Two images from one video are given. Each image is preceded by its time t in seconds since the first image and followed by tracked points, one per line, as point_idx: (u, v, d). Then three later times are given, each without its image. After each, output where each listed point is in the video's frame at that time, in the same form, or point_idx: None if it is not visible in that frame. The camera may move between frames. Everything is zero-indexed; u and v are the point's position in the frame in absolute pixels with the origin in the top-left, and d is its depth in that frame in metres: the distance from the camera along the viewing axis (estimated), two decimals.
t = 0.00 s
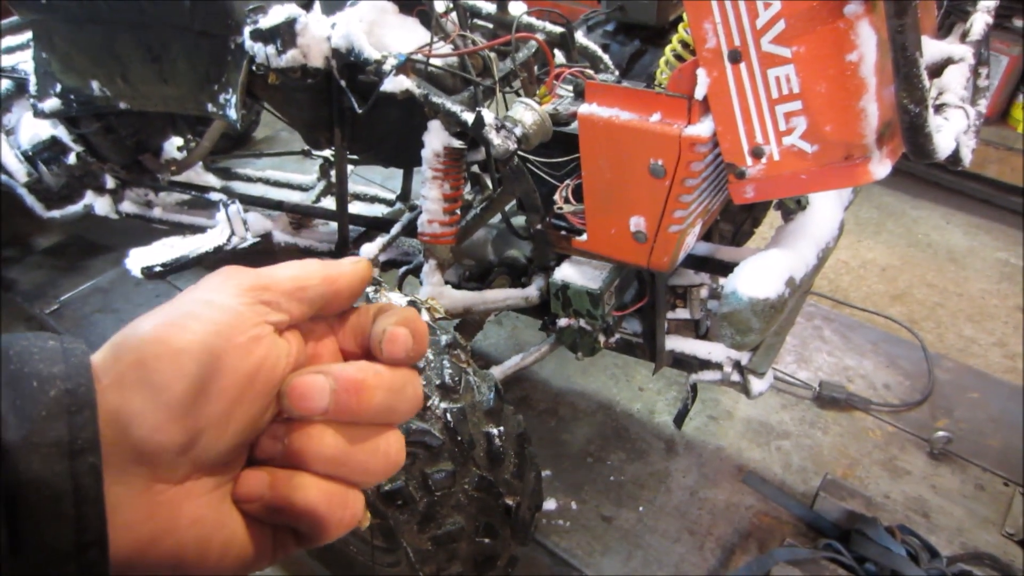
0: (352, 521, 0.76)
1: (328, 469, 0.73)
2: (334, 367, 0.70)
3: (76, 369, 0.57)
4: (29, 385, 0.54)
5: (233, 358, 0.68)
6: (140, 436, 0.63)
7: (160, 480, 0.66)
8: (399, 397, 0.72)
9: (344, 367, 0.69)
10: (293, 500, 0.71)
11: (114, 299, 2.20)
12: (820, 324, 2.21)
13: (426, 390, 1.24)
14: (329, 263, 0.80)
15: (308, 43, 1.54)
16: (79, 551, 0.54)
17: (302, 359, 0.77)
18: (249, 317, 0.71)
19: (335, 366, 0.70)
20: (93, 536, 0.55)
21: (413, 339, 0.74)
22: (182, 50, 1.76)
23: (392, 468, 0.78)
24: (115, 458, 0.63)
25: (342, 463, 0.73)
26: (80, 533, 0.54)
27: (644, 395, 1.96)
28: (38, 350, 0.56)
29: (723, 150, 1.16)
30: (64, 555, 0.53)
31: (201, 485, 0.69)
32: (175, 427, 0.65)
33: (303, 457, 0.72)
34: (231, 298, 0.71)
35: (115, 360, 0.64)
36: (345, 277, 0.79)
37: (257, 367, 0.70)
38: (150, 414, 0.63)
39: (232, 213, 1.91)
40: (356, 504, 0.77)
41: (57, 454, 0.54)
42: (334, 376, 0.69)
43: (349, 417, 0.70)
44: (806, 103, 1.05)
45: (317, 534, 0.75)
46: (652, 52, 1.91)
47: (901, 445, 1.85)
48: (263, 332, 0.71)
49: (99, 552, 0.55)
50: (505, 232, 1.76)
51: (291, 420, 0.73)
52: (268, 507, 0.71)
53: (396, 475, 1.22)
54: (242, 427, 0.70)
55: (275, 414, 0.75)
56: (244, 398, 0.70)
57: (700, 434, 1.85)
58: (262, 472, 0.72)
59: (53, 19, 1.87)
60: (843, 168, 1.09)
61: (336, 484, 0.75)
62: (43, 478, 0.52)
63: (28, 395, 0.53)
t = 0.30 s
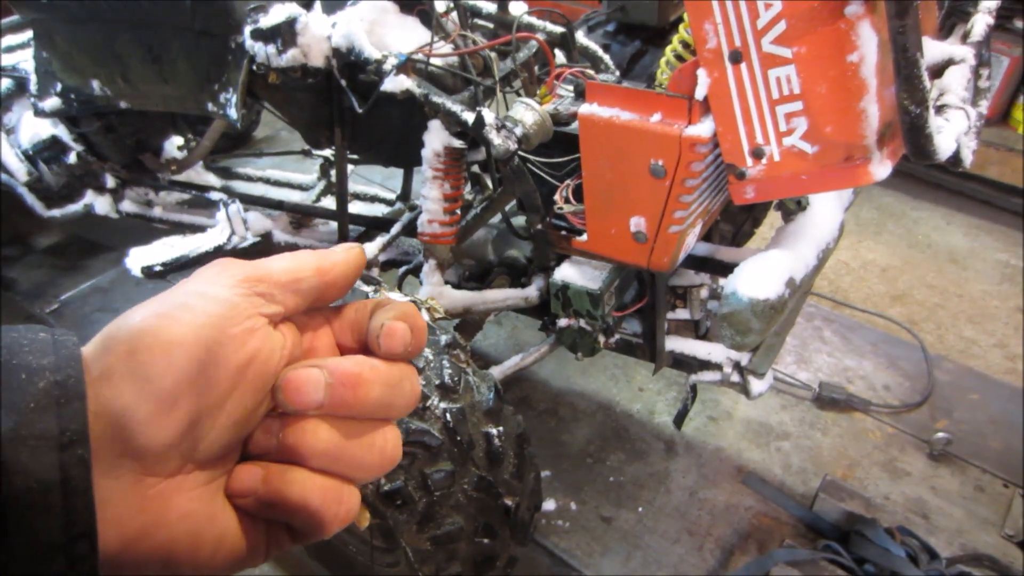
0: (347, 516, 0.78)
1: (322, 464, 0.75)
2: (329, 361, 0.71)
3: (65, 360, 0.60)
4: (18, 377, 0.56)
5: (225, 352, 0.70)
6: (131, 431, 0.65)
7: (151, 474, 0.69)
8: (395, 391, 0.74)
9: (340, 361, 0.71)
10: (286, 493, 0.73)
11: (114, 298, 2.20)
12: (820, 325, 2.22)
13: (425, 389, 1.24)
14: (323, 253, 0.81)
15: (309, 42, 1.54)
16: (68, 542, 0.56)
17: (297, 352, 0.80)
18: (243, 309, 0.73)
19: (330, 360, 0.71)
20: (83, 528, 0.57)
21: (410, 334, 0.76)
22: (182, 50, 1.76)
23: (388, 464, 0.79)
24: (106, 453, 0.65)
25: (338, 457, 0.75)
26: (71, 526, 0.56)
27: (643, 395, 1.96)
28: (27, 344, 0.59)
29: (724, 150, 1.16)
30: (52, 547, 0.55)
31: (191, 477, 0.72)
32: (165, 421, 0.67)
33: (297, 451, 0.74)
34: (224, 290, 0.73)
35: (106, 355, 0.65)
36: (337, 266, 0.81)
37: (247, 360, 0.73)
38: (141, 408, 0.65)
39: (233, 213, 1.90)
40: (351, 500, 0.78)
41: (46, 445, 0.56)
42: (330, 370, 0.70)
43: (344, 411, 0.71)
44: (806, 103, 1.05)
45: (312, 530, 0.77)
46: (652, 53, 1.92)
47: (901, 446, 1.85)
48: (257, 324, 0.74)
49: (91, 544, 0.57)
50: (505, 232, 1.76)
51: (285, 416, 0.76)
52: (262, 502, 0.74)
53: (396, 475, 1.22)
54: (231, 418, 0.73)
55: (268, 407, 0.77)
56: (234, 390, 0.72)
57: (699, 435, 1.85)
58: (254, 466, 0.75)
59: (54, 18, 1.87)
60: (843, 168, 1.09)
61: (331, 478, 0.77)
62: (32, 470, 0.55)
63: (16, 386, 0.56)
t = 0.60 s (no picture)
0: (297, 480, 0.75)
1: (266, 430, 0.71)
2: (266, 326, 0.68)
3: None
4: None
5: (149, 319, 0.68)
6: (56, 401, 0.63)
7: (82, 446, 0.65)
8: (334, 354, 0.71)
9: (276, 325, 0.68)
10: (231, 457, 0.70)
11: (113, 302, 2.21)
12: (818, 326, 2.22)
13: (422, 393, 1.25)
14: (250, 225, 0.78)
15: (306, 47, 1.55)
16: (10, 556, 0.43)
17: (232, 322, 0.77)
18: (169, 279, 0.71)
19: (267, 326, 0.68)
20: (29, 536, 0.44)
21: (351, 298, 0.72)
22: (180, 54, 1.77)
23: (336, 428, 0.75)
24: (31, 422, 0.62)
25: (281, 424, 0.71)
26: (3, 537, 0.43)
27: (641, 397, 1.96)
28: None
29: (718, 153, 1.16)
30: None
31: (124, 450, 0.69)
32: (91, 393, 0.65)
33: (239, 418, 0.70)
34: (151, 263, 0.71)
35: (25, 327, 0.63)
36: (269, 238, 0.77)
37: (175, 328, 0.70)
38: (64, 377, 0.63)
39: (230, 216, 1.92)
40: (299, 464, 0.75)
41: None
42: (266, 335, 0.67)
43: (284, 376, 0.68)
44: (799, 107, 1.05)
45: (263, 494, 0.75)
46: (649, 55, 1.92)
47: (899, 447, 1.85)
48: (184, 293, 0.71)
49: (32, 558, 0.44)
50: (502, 236, 1.78)
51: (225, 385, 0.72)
52: (205, 471, 0.72)
53: (394, 479, 1.23)
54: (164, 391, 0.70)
55: (205, 379, 0.74)
56: (164, 361, 0.69)
57: (697, 436, 1.86)
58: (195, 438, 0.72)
59: (52, 23, 1.87)
60: (837, 171, 1.09)
61: (274, 444, 0.73)
62: None
63: None
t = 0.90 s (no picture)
0: (292, 464, 0.76)
1: (261, 415, 0.71)
2: (258, 312, 0.68)
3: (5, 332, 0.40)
4: None
5: (145, 305, 0.68)
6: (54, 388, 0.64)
7: (79, 431, 0.66)
8: (326, 341, 0.72)
9: (268, 311, 0.68)
10: (226, 445, 0.70)
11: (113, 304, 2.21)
12: (819, 330, 2.21)
13: (423, 396, 1.25)
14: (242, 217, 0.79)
15: (308, 50, 1.55)
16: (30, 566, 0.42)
17: (226, 310, 0.78)
18: (164, 266, 0.71)
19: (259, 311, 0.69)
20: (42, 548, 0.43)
21: (341, 283, 0.74)
22: (182, 57, 1.77)
23: (329, 411, 0.76)
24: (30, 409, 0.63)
25: (275, 408, 0.72)
26: (2, 526, 0.40)
27: (642, 401, 1.96)
28: None
29: (720, 157, 1.16)
30: None
31: (121, 435, 0.70)
32: (87, 381, 0.66)
33: (233, 404, 0.70)
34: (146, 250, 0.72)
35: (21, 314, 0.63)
36: (260, 233, 0.79)
37: (171, 315, 0.71)
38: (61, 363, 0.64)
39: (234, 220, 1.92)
40: (294, 448, 0.75)
41: None
42: (259, 320, 0.67)
43: (277, 361, 0.69)
44: (802, 112, 1.05)
45: (258, 478, 0.76)
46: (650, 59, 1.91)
47: (899, 451, 1.85)
48: (179, 280, 0.72)
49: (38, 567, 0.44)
50: (503, 239, 1.80)
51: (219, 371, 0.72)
52: (202, 457, 0.72)
53: (394, 483, 1.23)
54: (159, 377, 0.70)
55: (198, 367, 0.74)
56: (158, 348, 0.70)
57: (697, 441, 1.85)
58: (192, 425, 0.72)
59: (54, 24, 1.87)
60: (839, 176, 1.09)
61: (269, 430, 0.73)
62: None
63: None
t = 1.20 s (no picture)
0: (297, 461, 0.75)
1: (265, 412, 0.71)
2: (263, 309, 0.68)
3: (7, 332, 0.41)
4: None
5: (149, 301, 0.69)
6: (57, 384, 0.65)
7: (82, 426, 0.66)
8: (332, 337, 0.71)
9: (271, 307, 0.68)
10: (230, 441, 0.69)
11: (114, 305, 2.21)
12: (819, 333, 2.22)
13: (424, 399, 1.25)
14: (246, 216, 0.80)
15: (309, 52, 1.55)
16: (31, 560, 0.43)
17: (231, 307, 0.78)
18: (167, 262, 0.72)
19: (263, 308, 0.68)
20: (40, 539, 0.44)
21: (346, 279, 0.74)
22: (184, 59, 1.78)
23: (334, 407, 0.76)
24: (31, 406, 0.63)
25: (281, 404, 0.71)
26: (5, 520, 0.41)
27: (642, 404, 1.96)
28: None
29: (721, 161, 1.16)
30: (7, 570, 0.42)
31: (125, 431, 0.69)
32: (91, 377, 0.66)
33: (238, 400, 0.70)
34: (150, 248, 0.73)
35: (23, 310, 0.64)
36: (264, 231, 0.79)
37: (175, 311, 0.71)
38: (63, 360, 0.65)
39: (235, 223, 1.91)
40: (299, 446, 0.74)
41: None
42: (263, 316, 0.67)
43: (281, 357, 0.69)
44: (803, 116, 1.05)
45: (263, 475, 0.75)
46: (651, 62, 1.92)
47: (899, 455, 1.85)
48: (182, 276, 0.72)
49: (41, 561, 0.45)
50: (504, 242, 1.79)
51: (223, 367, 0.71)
52: (206, 454, 0.71)
53: (395, 485, 1.23)
54: (162, 373, 0.70)
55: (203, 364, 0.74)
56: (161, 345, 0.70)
57: (697, 443, 1.85)
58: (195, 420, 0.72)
59: (57, 26, 1.87)
60: (840, 180, 1.09)
61: (274, 426, 0.72)
62: None
63: None
